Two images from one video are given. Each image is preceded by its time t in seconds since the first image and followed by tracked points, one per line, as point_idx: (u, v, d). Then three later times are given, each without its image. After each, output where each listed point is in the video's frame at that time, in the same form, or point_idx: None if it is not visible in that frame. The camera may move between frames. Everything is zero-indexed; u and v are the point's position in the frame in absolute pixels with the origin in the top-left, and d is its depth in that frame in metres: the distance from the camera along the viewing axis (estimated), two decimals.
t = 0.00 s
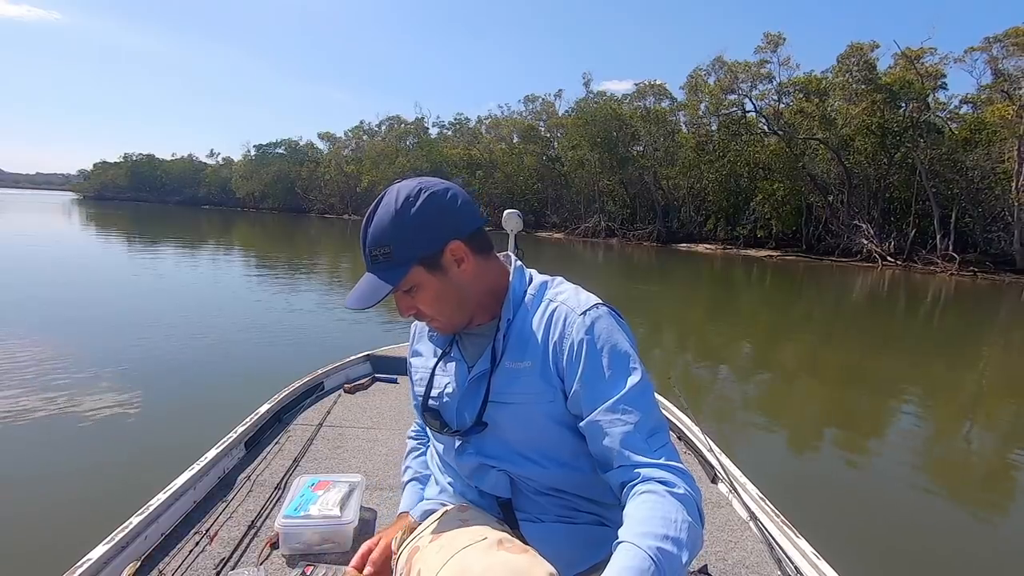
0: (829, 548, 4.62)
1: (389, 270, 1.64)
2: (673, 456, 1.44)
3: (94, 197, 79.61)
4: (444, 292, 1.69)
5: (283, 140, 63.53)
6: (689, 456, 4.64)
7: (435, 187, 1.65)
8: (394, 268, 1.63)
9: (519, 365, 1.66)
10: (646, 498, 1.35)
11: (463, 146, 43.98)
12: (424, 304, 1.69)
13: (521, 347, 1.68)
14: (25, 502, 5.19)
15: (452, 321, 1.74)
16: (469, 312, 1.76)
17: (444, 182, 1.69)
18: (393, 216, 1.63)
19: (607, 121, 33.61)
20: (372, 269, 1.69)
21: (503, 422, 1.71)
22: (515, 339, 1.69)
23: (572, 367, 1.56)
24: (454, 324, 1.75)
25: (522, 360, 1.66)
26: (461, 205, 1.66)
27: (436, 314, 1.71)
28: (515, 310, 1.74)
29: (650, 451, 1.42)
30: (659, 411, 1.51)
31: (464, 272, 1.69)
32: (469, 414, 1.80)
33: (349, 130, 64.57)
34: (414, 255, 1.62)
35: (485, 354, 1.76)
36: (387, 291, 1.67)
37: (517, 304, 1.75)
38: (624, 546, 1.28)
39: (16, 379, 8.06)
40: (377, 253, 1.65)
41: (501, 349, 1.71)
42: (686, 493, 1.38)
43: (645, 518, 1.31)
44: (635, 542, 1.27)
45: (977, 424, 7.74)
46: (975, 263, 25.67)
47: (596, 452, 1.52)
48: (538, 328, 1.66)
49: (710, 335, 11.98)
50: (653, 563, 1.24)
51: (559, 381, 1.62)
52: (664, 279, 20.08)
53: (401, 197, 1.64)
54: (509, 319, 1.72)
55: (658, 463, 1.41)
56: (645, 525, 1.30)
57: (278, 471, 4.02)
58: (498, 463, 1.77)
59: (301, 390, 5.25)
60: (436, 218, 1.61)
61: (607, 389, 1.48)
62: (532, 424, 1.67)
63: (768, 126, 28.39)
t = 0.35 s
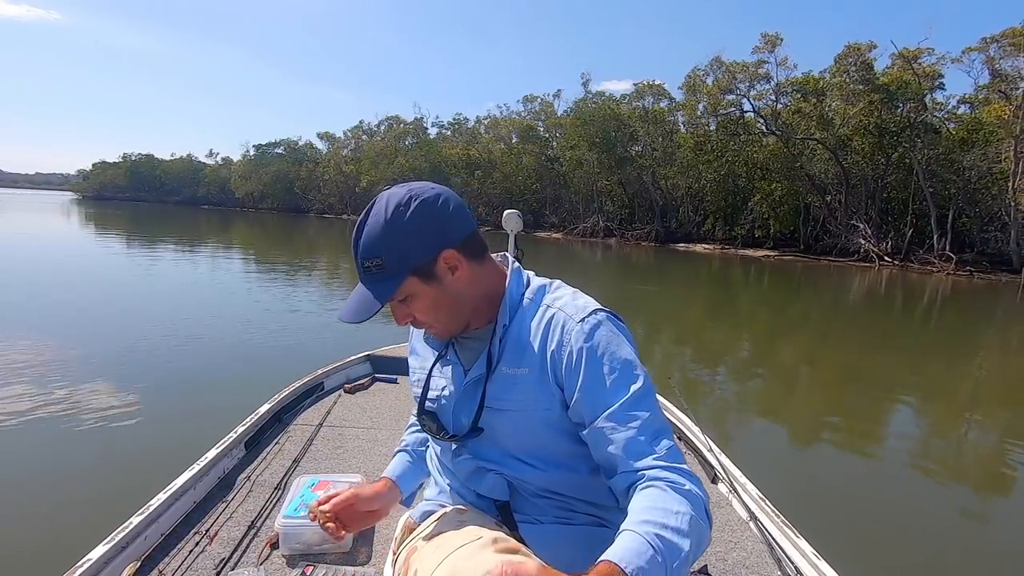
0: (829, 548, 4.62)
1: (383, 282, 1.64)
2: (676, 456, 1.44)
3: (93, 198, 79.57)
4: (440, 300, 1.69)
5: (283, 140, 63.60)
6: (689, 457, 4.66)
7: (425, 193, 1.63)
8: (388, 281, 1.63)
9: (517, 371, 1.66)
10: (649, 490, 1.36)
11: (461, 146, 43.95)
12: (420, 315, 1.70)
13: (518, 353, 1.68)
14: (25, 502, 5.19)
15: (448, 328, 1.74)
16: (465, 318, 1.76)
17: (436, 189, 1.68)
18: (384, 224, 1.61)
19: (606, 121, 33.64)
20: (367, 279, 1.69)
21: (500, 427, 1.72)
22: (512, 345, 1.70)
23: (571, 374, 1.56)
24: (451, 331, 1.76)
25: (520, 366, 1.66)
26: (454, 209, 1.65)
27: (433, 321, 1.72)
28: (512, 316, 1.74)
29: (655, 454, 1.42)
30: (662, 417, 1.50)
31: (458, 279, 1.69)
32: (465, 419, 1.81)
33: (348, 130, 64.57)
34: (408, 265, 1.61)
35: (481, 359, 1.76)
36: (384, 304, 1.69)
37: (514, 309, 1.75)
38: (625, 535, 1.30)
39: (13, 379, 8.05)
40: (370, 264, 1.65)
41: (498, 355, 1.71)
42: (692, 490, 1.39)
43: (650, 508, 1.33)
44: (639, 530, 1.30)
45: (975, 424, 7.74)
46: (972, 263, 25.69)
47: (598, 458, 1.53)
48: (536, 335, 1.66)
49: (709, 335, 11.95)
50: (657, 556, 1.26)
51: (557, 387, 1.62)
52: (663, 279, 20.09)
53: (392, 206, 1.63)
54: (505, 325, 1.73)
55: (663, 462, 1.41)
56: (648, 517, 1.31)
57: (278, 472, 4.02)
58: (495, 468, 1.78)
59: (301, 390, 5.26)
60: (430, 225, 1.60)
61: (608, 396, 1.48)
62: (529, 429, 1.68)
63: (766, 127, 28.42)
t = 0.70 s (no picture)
0: (830, 548, 4.62)
1: (391, 275, 1.65)
2: (691, 440, 1.47)
3: (91, 197, 79.52)
4: (447, 295, 1.69)
5: (282, 140, 63.63)
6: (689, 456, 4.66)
7: (435, 188, 1.64)
8: (395, 274, 1.64)
9: (525, 369, 1.67)
10: (666, 454, 1.42)
11: (460, 146, 43.94)
12: (426, 308, 1.71)
13: (527, 351, 1.69)
14: (27, 502, 5.20)
15: (453, 323, 1.75)
16: (473, 314, 1.76)
17: (447, 183, 1.69)
18: (393, 218, 1.61)
19: (604, 121, 33.71)
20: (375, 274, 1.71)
21: (505, 425, 1.71)
22: (522, 342, 1.70)
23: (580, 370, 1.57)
24: (457, 327, 1.77)
25: (530, 364, 1.67)
26: (464, 206, 1.66)
27: (440, 315, 1.72)
28: (522, 313, 1.75)
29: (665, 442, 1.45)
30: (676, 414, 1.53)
31: (466, 276, 1.69)
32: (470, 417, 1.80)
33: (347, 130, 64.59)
34: (417, 259, 1.62)
35: (488, 357, 1.76)
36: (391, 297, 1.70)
37: (523, 306, 1.76)
38: (610, 473, 1.39)
39: (11, 379, 8.05)
40: (379, 256, 1.65)
41: (506, 354, 1.72)
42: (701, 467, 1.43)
43: (651, 467, 1.39)
44: (629, 476, 1.37)
45: (971, 423, 7.75)
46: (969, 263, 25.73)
47: (610, 454, 1.54)
48: (547, 331, 1.67)
49: (707, 335, 11.93)
50: (631, 497, 1.35)
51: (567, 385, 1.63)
52: (662, 279, 20.09)
53: (402, 200, 1.62)
54: (515, 322, 1.73)
55: (678, 444, 1.44)
56: (641, 467, 1.39)
57: (279, 472, 4.03)
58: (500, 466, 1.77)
59: (301, 390, 5.26)
60: (442, 220, 1.61)
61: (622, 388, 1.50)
62: (535, 427, 1.68)
63: (764, 127, 28.45)
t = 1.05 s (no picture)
0: (827, 546, 4.63)
1: (401, 262, 1.67)
2: (644, 459, 1.44)
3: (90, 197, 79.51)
4: (453, 288, 1.69)
5: (281, 139, 63.62)
6: (689, 455, 4.68)
7: (450, 182, 1.64)
8: (404, 262, 1.66)
9: (528, 366, 1.69)
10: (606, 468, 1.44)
11: (458, 146, 43.94)
12: (431, 298, 1.72)
13: (532, 348, 1.70)
14: (27, 502, 5.20)
15: (458, 314, 1.76)
16: (480, 306, 1.76)
17: (462, 179, 1.69)
18: (407, 209, 1.62)
19: (603, 121, 33.74)
20: (386, 259, 1.72)
21: (507, 422, 1.73)
22: (527, 339, 1.72)
23: (578, 367, 1.58)
24: (462, 319, 1.78)
25: (533, 362, 1.68)
26: (478, 202, 1.65)
27: (447, 307, 1.73)
28: (529, 310, 1.76)
29: (615, 456, 1.45)
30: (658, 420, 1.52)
31: (474, 271, 1.69)
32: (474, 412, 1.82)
33: (346, 130, 64.63)
34: (425, 250, 1.63)
35: (494, 353, 1.77)
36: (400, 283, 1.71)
37: (531, 304, 1.77)
38: (537, 474, 1.50)
39: (10, 379, 8.05)
40: (390, 245, 1.68)
41: (511, 350, 1.73)
42: (641, 489, 1.41)
43: (580, 476, 1.46)
44: (554, 481, 1.47)
45: (969, 423, 7.75)
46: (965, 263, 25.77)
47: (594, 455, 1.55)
48: (552, 327, 1.69)
49: (705, 335, 11.91)
50: (541, 497, 1.45)
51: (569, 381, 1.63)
52: (661, 280, 20.09)
53: (417, 191, 1.63)
54: (521, 319, 1.75)
55: (625, 459, 1.43)
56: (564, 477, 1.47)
57: (279, 472, 4.03)
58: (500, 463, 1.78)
59: (301, 390, 5.27)
60: (453, 214, 1.61)
61: (608, 386, 1.50)
62: (537, 423, 1.69)
63: (762, 128, 28.50)
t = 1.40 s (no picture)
0: (826, 546, 4.63)
1: (399, 261, 1.67)
2: (647, 454, 1.43)
3: (89, 197, 79.47)
4: (451, 286, 1.69)
5: (279, 139, 63.63)
6: (689, 456, 4.68)
7: (445, 181, 1.65)
8: (403, 260, 1.66)
9: (528, 368, 1.69)
10: (609, 467, 1.42)
11: (457, 146, 43.95)
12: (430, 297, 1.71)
13: (531, 349, 1.71)
14: (27, 502, 5.21)
15: (457, 313, 1.75)
16: (480, 304, 1.76)
17: (460, 178, 1.69)
18: (404, 209, 1.63)
19: (600, 121, 33.76)
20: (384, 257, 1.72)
21: (507, 422, 1.73)
22: (527, 339, 1.72)
23: (578, 367, 1.59)
24: (461, 317, 1.77)
25: (531, 363, 1.69)
26: (476, 201, 1.66)
27: (446, 306, 1.73)
28: (528, 310, 1.77)
29: (617, 453, 1.44)
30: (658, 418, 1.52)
31: (473, 268, 1.69)
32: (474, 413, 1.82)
33: (345, 130, 64.61)
34: (424, 249, 1.63)
35: (494, 354, 1.78)
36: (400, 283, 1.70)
37: (530, 304, 1.78)
38: (537, 472, 1.48)
39: (8, 379, 8.05)
40: (389, 244, 1.68)
41: (511, 351, 1.74)
42: (644, 488, 1.39)
43: (582, 475, 1.44)
44: (554, 480, 1.45)
45: (965, 422, 7.76)
46: (962, 262, 25.81)
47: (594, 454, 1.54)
48: (551, 328, 1.69)
49: (703, 335, 11.89)
50: (542, 496, 1.43)
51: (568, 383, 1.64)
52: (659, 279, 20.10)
53: (413, 191, 1.64)
54: (521, 321, 1.75)
55: (627, 455, 1.42)
56: (569, 476, 1.45)
57: (278, 472, 4.03)
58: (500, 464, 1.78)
59: (301, 390, 5.27)
60: (450, 213, 1.62)
61: (608, 384, 1.51)
62: (538, 424, 1.70)
63: (760, 128, 28.56)
